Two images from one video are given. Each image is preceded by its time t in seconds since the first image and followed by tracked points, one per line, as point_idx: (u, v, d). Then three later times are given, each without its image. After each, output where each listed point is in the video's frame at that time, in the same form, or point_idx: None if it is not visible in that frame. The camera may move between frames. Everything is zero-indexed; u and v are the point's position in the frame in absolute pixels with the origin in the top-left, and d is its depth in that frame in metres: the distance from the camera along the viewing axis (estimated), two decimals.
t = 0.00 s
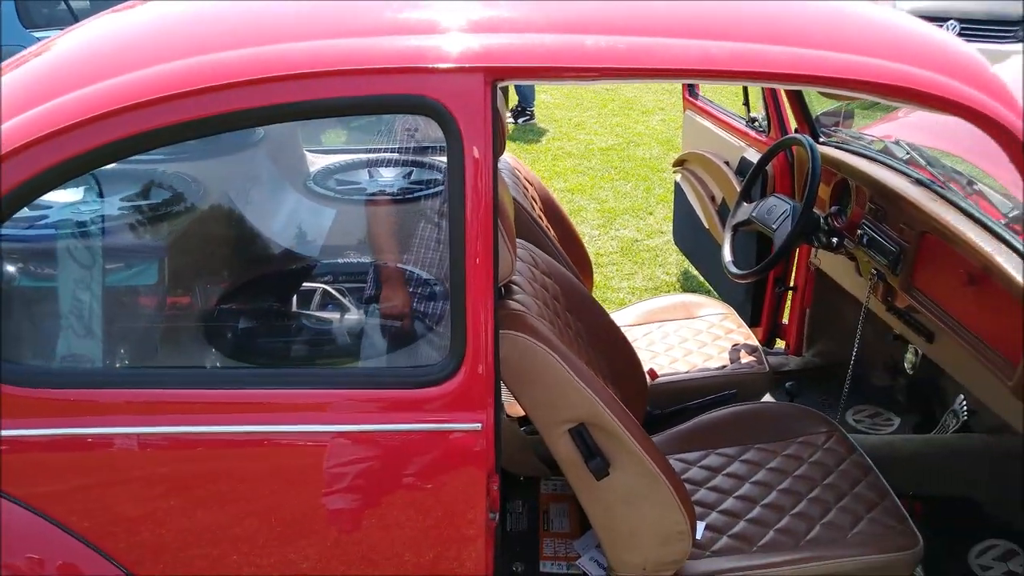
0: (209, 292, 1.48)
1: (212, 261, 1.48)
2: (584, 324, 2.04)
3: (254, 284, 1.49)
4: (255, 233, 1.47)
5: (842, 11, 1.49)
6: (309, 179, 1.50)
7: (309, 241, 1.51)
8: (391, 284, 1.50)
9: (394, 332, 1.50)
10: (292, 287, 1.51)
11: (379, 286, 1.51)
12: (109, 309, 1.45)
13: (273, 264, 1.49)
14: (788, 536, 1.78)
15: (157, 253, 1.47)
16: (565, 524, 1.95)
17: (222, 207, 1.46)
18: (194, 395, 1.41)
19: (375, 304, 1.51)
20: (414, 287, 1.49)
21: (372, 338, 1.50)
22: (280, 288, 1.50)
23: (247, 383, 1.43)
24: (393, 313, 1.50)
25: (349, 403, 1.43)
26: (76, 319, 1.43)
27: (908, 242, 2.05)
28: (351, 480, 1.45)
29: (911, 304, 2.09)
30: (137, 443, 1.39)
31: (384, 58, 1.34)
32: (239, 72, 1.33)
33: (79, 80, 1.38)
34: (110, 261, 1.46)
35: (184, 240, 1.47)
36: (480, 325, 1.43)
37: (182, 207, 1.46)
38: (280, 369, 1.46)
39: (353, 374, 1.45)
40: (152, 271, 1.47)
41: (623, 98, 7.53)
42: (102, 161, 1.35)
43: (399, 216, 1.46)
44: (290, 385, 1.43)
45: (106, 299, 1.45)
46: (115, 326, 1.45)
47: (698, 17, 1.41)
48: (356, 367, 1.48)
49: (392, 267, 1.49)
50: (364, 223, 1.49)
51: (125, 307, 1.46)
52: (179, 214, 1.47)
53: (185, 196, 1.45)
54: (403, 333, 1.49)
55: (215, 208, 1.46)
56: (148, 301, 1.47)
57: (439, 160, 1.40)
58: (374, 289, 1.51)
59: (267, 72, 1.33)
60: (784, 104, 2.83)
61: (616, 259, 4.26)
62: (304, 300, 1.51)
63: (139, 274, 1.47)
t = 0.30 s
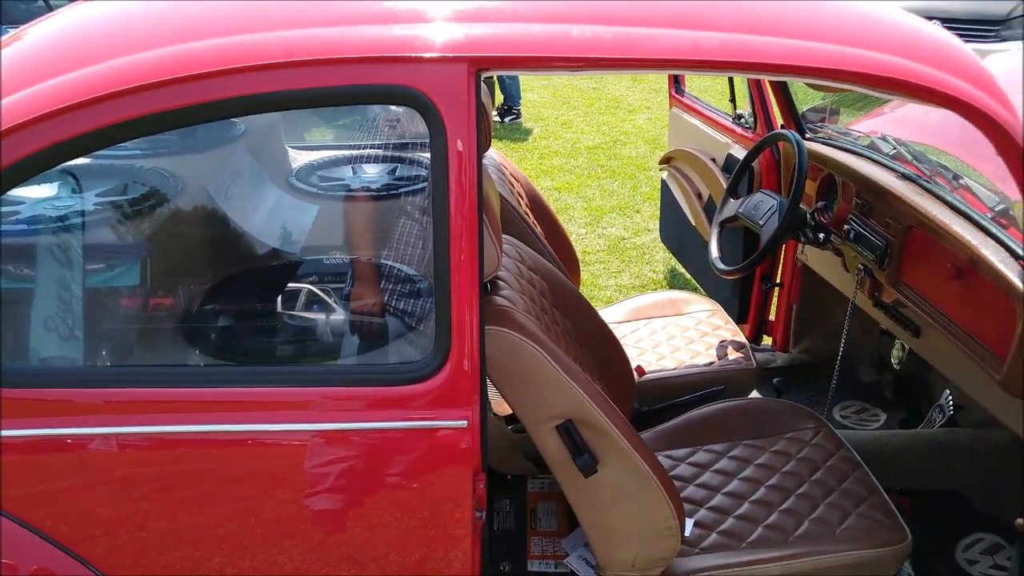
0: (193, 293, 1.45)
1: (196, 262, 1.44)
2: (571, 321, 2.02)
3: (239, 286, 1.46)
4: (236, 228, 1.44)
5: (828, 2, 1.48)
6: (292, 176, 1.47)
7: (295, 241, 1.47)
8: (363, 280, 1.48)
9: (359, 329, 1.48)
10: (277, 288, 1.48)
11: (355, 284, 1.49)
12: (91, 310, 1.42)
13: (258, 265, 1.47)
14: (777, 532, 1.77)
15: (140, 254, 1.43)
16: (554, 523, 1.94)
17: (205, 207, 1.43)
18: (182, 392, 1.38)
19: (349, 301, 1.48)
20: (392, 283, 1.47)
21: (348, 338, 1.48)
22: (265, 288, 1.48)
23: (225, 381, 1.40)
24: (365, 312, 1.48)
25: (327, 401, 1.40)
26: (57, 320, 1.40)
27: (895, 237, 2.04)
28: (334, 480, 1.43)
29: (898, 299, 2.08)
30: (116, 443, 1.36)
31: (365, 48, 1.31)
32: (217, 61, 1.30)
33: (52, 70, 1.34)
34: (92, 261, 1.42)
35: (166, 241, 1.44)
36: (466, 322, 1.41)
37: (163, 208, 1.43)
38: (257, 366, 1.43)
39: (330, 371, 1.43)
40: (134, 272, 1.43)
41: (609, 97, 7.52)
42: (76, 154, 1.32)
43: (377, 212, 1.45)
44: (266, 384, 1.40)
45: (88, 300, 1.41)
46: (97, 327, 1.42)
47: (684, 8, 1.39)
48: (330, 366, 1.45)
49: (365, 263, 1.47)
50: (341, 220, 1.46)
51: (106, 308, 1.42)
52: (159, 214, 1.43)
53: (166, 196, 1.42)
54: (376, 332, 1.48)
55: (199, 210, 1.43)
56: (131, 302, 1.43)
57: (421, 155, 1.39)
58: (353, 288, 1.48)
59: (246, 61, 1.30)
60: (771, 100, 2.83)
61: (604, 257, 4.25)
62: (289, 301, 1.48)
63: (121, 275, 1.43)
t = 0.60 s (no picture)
0: (177, 296, 1.43)
1: (181, 264, 1.42)
2: (564, 316, 2.02)
3: (227, 287, 1.44)
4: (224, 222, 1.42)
5: None
6: (280, 174, 1.43)
7: (279, 243, 1.44)
8: (354, 275, 1.47)
9: (354, 327, 1.47)
10: (262, 289, 1.46)
11: (342, 279, 1.47)
12: (74, 313, 1.40)
13: (244, 268, 1.44)
14: (770, 525, 1.78)
15: (125, 257, 1.41)
16: (547, 518, 1.94)
17: (189, 211, 1.41)
18: (166, 389, 1.37)
19: (337, 299, 1.47)
20: (379, 280, 1.46)
21: (335, 334, 1.46)
22: (250, 290, 1.45)
23: (215, 376, 1.38)
24: (354, 310, 1.47)
25: (317, 396, 1.39)
26: (41, 322, 1.38)
27: (884, 231, 2.06)
28: (325, 476, 1.41)
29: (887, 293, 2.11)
30: (105, 441, 1.35)
31: (358, 40, 1.31)
32: (207, 54, 1.29)
33: (38, 65, 1.32)
34: (75, 264, 1.39)
35: (151, 244, 1.41)
36: (461, 317, 1.41)
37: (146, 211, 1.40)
38: (241, 362, 1.42)
39: (320, 367, 1.41)
40: (118, 275, 1.41)
41: (595, 96, 7.53)
42: (63, 149, 1.30)
43: (364, 209, 1.44)
44: (256, 378, 1.39)
45: (71, 303, 1.39)
46: (80, 329, 1.40)
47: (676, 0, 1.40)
48: (311, 362, 1.43)
49: (353, 257, 1.46)
50: (327, 216, 1.44)
51: (91, 310, 1.40)
52: (144, 217, 1.40)
53: (151, 198, 1.40)
54: (368, 327, 1.47)
55: (181, 212, 1.41)
56: (115, 304, 1.41)
57: (410, 151, 1.40)
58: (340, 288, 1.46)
59: (236, 54, 1.29)
60: (758, 96, 2.85)
61: (592, 255, 4.25)
62: (274, 304, 1.46)
63: (105, 277, 1.41)
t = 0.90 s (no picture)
0: (164, 300, 1.42)
1: (169, 266, 1.41)
2: (558, 312, 2.03)
3: (216, 289, 1.43)
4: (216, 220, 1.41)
5: None
6: (272, 172, 1.45)
7: (267, 246, 1.44)
8: (344, 275, 1.46)
9: (343, 325, 1.46)
10: (252, 292, 1.45)
11: (333, 280, 1.47)
12: (60, 318, 1.38)
13: (231, 270, 1.43)
14: (765, 518, 1.79)
15: (111, 261, 1.40)
16: (543, 514, 1.95)
17: (175, 214, 1.40)
18: (156, 388, 1.36)
19: (328, 300, 1.47)
20: (371, 280, 1.46)
21: (328, 336, 1.45)
22: (238, 292, 1.44)
23: (209, 374, 1.38)
24: (345, 308, 1.46)
25: (309, 393, 1.39)
26: (25, 328, 1.36)
27: (874, 225, 2.08)
28: (320, 475, 1.41)
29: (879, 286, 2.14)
30: (97, 441, 1.34)
31: (352, 35, 1.30)
32: (198, 51, 1.28)
33: (26, 62, 1.31)
34: (61, 268, 1.39)
35: (138, 246, 1.40)
36: (459, 313, 1.41)
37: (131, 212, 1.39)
38: (239, 360, 1.41)
39: (314, 363, 1.41)
40: (104, 279, 1.40)
41: (583, 95, 7.55)
42: (53, 147, 1.29)
43: (355, 207, 1.43)
44: (251, 376, 1.39)
45: (57, 308, 1.38)
46: (66, 334, 1.38)
47: None
48: (308, 358, 1.43)
49: (343, 255, 1.46)
50: (316, 217, 1.44)
51: (76, 316, 1.39)
52: (130, 220, 1.39)
53: (135, 201, 1.39)
54: (360, 326, 1.46)
55: (168, 215, 1.40)
56: (101, 309, 1.40)
57: (400, 151, 1.40)
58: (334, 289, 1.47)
59: (228, 50, 1.28)
60: (748, 93, 2.86)
61: (583, 253, 4.26)
62: (261, 306, 1.45)
63: (91, 282, 1.40)
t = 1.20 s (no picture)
0: (145, 304, 1.41)
1: (150, 270, 1.40)
2: (546, 310, 2.03)
3: (199, 291, 1.43)
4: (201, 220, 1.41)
5: None
6: (255, 173, 1.44)
7: (247, 249, 1.44)
8: (329, 277, 1.46)
9: (330, 328, 1.46)
10: (234, 293, 1.44)
11: (317, 284, 1.46)
12: (38, 322, 1.37)
13: (213, 272, 1.43)
14: (753, 512, 1.80)
15: (91, 265, 1.39)
16: (533, 514, 1.95)
17: (155, 218, 1.39)
18: (141, 392, 1.35)
19: (312, 304, 1.46)
20: (356, 282, 1.46)
21: (315, 340, 1.45)
22: (220, 295, 1.44)
23: (195, 378, 1.37)
24: (328, 310, 1.46)
25: (294, 394, 1.38)
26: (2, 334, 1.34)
27: (857, 221, 2.09)
28: (308, 478, 1.41)
29: (861, 281, 2.17)
30: (80, 447, 1.33)
31: (337, 33, 1.30)
32: (181, 49, 1.28)
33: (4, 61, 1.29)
34: (39, 273, 1.38)
35: (117, 250, 1.39)
36: (448, 313, 1.42)
37: (109, 217, 1.37)
38: (226, 362, 1.41)
39: (301, 364, 1.41)
40: (82, 283, 1.39)
41: (567, 95, 7.56)
42: (36, 147, 1.29)
43: (337, 207, 1.44)
44: (239, 378, 1.38)
45: (35, 312, 1.37)
46: (45, 340, 1.37)
47: None
48: (295, 360, 1.42)
49: (327, 257, 1.46)
50: (299, 219, 1.44)
51: (55, 321, 1.38)
52: (108, 224, 1.38)
53: (114, 204, 1.37)
54: (345, 328, 1.46)
55: (147, 218, 1.39)
56: (79, 314, 1.39)
57: (384, 150, 1.41)
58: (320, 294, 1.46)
59: (211, 49, 1.28)
60: (731, 90, 2.88)
61: (568, 252, 4.27)
62: (244, 309, 1.45)
63: (70, 286, 1.39)
